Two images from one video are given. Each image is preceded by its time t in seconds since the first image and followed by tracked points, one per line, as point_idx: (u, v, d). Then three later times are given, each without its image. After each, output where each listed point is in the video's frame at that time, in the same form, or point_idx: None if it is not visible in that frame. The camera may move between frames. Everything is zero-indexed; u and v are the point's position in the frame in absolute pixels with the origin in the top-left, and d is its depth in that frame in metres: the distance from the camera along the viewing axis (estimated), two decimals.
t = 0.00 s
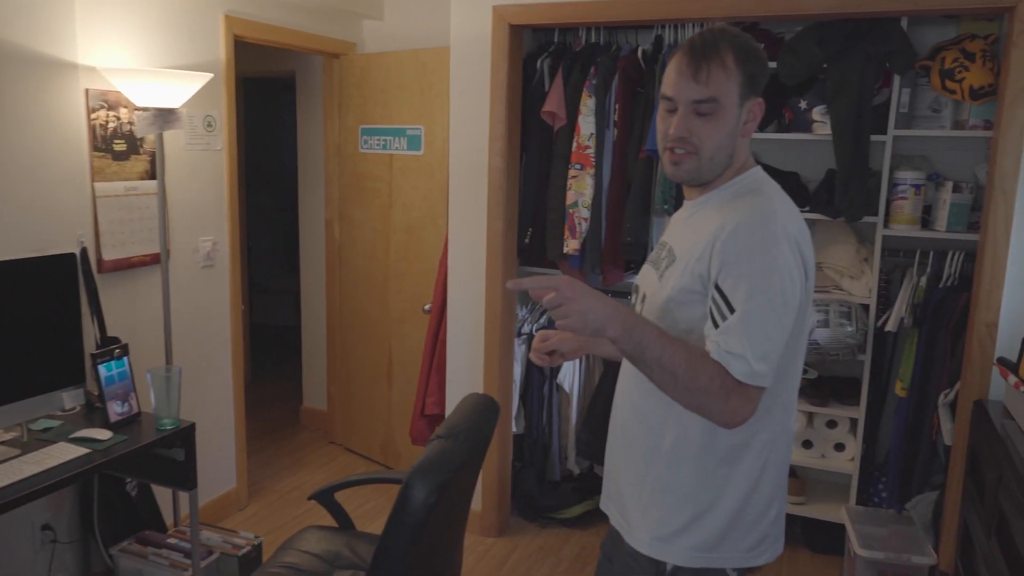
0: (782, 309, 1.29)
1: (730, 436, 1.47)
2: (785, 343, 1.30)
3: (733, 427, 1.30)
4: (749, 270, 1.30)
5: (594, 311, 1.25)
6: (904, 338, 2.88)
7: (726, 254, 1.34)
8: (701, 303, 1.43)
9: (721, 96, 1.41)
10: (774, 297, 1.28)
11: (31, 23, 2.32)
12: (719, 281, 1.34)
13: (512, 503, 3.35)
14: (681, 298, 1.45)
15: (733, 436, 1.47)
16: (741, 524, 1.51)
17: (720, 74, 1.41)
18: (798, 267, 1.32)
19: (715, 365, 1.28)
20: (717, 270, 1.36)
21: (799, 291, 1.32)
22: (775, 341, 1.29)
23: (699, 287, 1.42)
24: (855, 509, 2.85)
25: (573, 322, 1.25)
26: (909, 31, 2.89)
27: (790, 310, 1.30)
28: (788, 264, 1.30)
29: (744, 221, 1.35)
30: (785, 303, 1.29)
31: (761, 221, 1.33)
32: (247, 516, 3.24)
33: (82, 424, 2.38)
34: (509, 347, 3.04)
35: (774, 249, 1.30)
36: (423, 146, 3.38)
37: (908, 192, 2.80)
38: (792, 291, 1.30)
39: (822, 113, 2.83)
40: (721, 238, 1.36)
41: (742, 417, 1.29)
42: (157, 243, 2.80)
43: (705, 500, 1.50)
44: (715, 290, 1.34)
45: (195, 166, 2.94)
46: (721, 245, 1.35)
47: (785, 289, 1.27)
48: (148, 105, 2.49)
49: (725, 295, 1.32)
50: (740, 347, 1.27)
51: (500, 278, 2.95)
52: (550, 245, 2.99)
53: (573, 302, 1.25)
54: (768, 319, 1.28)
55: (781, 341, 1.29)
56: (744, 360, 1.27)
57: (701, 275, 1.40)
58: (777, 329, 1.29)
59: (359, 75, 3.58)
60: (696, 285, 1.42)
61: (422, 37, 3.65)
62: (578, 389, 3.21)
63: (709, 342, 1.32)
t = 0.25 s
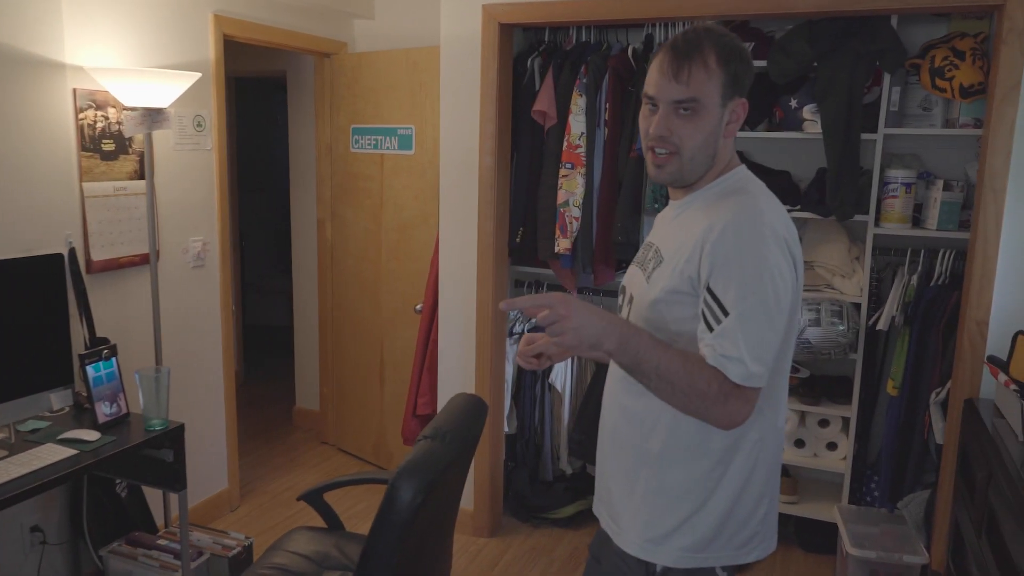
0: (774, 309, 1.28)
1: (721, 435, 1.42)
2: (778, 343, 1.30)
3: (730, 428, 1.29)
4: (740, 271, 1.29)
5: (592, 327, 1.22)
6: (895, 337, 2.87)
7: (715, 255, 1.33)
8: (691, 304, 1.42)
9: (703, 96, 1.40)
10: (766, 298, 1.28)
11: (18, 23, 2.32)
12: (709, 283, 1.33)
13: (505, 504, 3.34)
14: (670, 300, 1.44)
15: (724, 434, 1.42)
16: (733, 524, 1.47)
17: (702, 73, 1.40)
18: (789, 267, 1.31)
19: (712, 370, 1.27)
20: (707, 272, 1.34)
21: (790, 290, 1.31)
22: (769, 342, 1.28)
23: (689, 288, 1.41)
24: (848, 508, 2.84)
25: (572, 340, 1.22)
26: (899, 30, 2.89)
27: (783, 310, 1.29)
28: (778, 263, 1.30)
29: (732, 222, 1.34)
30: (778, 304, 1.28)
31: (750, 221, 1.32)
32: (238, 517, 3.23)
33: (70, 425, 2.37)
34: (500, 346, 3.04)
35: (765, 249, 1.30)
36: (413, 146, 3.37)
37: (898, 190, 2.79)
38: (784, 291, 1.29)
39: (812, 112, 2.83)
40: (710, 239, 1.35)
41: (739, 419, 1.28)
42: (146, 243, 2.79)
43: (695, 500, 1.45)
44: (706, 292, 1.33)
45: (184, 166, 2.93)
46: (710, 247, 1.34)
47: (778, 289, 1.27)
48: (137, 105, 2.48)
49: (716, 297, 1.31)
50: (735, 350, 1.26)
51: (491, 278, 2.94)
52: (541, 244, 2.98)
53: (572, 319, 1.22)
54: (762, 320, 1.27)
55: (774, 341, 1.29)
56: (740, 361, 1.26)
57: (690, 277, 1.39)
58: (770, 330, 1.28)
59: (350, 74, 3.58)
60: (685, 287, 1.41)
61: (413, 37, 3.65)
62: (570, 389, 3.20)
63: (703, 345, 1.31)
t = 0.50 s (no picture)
0: (768, 309, 1.27)
1: (717, 435, 1.41)
2: (770, 344, 1.29)
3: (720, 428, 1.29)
4: (734, 270, 1.28)
5: (577, 324, 1.26)
6: (894, 337, 2.85)
7: (709, 254, 1.32)
8: (685, 304, 1.41)
9: (706, 91, 1.39)
10: (759, 298, 1.27)
11: (13, 23, 2.31)
12: (703, 282, 1.32)
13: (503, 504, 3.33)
14: (665, 299, 1.43)
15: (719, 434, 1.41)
16: (728, 525, 1.46)
17: (706, 68, 1.39)
18: (783, 267, 1.31)
19: (703, 369, 1.26)
20: (701, 270, 1.33)
21: (784, 290, 1.30)
22: (762, 342, 1.27)
23: (683, 287, 1.40)
24: (847, 508, 2.83)
25: (558, 338, 1.26)
26: (897, 28, 2.88)
27: (776, 310, 1.28)
28: (772, 263, 1.28)
29: (728, 221, 1.33)
30: (771, 304, 1.28)
31: (745, 220, 1.31)
32: (236, 518, 3.23)
33: (66, 426, 2.37)
34: (498, 347, 3.03)
35: (759, 248, 1.29)
36: (411, 145, 3.37)
37: (897, 189, 2.78)
38: (777, 291, 1.29)
39: (810, 110, 2.81)
40: (705, 237, 1.34)
41: (729, 419, 1.27)
42: (142, 244, 2.79)
43: (692, 500, 1.44)
44: (700, 291, 1.32)
45: (181, 166, 2.93)
46: (705, 245, 1.33)
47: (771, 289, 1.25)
48: (132, 105, 2.48)
49: (709, 296, 1.30)
50: (727, 350, 1.25)
51: (488, 278, 2.93)
52: (539, 244, 2.97)
53: (557, 316, 1.26)
54: (754, 320, 1.26)
55: (767, 341, 1.28)
56: (731, 361, 1.25)
57: (685, 276, 1.38)
58: (763, 330, 1.27)
59: (348, 74, 3.57)
60: (680, 285, 1.40)
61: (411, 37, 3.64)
62: (568, 389, 3.19)
63: (695, 344, 1.30)
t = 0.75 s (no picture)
0: (759, 306, 1.27)
1: (718, 434, 1.40)
2: (759, 341, 1.28)
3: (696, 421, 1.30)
4: (727, 265, 1.28)
5: (558, 295, 1.21)
6: (896, 337, 2.88)
7: (704, 249, 1.32)
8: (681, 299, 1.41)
9: (709, 90, 1.39)
10: (750, 294, 1.26)
11: (15, 24, 2.31)
12: (696, 276, 1.32)
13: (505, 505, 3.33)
14: (661, 293, 1.43)
15: (721, 434, 1.40)
16: (730, 526, 1.45)
17: (710, 67, 1.39)
18: (781, 266, 1.30)
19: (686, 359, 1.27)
20: (697, 265, 1.33)
21: (779, 288, 1.30)
22: (750, 338, 1.27)
23: (680, 282, 1.40)
24: (849, 509, 2.83)
25: (535, 306, 1.22)
26: (899, 27, 2.87)
27: (768, 308, 1.28)
28: (767, 260, 1.28)
29: (727, 217, 1.32)
30: (762, 301, 1.27)
31: (743, 217, 1.31)
32: (238, 519, 3.23)
33: (68, 427, 2.37)
34: (500, 347, 3.03)
35: (754, 245, 1.28)
36: (412, 146, 3.37)
37: (899, 189, 2.78)
38: (771, 289, 1.28)
39: (812, 110, 2.81)
40: (703, 233, 1.34)
41: (709, 411, 1.28)
42: (144, 244, 2.79)
43: (693, 501, 1.44)
44: (693, 285, 1.32)
45: (183, 167, 2.93)
46: (702, 240, 1.33)
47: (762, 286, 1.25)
48: (134, 106, 2.48)
49: (700, 290, 1.30)
50: (712, 342, 1.26)
51: (490, 278, 2.93)
52: (541, 244, 2.97)
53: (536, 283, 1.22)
54: (743, 315, 1.26)
55: (755, 338, 1.28)
56: (715, 355, 1.26)
57: (682, 271, 1.39)
58: (753, 326, 1.27)
59: (349, 75, 3.57)
60: (676, 280, 1.40)
61: (412, 37, 3.63)
62: (570, 389, 3.19)
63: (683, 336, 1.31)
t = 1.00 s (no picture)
0: (744, 298, 1.25)
1: (717, 435, 1.40)
2: (738, 334, 1.26)
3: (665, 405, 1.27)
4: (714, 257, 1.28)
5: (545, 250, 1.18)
6: (901, 337, 2.87)
7: (697, 241, 1.32)
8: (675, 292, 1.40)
9: (716, 90, 1.39)
10: (732, 285, 1.25)
11: (20, 26, 2.32)
12: (687, 267, 1.32)
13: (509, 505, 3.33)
14: (657, 286, 1.42)
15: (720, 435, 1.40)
16: (730, 527, 1.44)
17: (716, 68, 1.39)
18: (771, 263, 1.27)
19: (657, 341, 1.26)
20: (689, 256, 1.33)
21: (768, 284, 1.27)
22: (728, 329, 1.25)
23: (673, 275, 1.39)
24: (853, 510, 2.82)
25: (517, 249, 1.19)
26: (903, 27, 2.86)
27: (753, 301, 1.26)
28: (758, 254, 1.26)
29: (724, 211, 1.32)
30: (745, 294, 1.25)
31: (738, 211, 1.30)
32: (242, 519, 3.23)
33: (73, 427, 2.38)
34: (503, 347, 3.03)
35: (743, 238, 1.27)
36: (416, 146, 3.37)
37: (904, 189, 2.77)
38: (756, 283, 1.26)
39: (816, 110, 2.82)
40: (700, 226, 1.34)
41: (673, 398, 1.26)
42: (149, 245, 2.80)
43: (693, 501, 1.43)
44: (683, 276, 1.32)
45: (187, 169, 2.94)
46: (698, 233, 1.33)
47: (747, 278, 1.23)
48: (138, 107, 2.49)
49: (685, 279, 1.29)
50: (686, 328, 1.25)
51: (494, 278, 2.93)
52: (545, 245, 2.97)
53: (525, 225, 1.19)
54: (723, 305, 1.25)
55: (734, 330, 1.26)
56: (688, 340, 1.24)
57: (676, 264, 1.38)
58: (732, 318, 1.25)
59: (353, 76, 3.57)
60: (670, 273, 1.39)
61: (416, 37, 3.63)
62: (574, 390, 3.19)
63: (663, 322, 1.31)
